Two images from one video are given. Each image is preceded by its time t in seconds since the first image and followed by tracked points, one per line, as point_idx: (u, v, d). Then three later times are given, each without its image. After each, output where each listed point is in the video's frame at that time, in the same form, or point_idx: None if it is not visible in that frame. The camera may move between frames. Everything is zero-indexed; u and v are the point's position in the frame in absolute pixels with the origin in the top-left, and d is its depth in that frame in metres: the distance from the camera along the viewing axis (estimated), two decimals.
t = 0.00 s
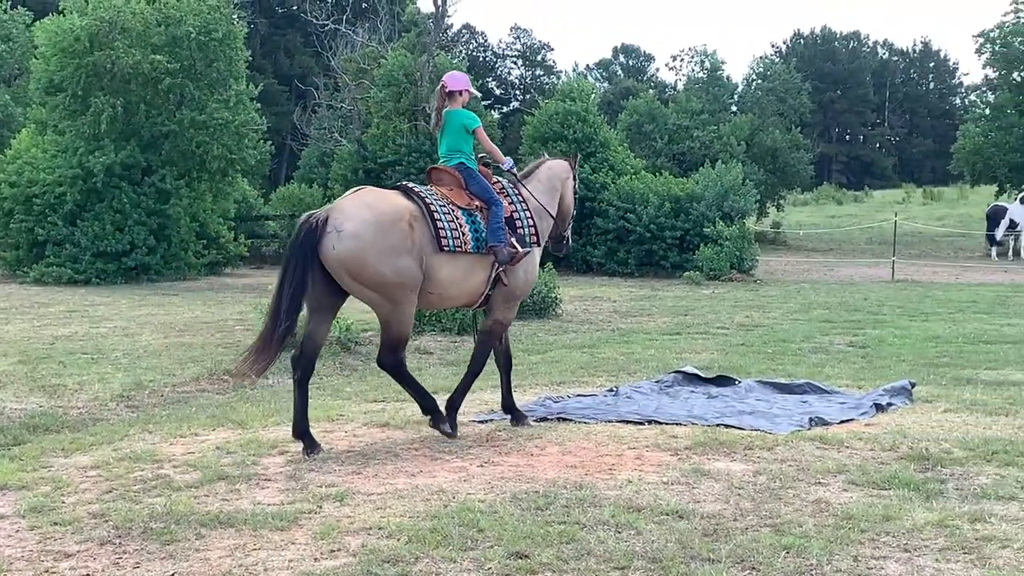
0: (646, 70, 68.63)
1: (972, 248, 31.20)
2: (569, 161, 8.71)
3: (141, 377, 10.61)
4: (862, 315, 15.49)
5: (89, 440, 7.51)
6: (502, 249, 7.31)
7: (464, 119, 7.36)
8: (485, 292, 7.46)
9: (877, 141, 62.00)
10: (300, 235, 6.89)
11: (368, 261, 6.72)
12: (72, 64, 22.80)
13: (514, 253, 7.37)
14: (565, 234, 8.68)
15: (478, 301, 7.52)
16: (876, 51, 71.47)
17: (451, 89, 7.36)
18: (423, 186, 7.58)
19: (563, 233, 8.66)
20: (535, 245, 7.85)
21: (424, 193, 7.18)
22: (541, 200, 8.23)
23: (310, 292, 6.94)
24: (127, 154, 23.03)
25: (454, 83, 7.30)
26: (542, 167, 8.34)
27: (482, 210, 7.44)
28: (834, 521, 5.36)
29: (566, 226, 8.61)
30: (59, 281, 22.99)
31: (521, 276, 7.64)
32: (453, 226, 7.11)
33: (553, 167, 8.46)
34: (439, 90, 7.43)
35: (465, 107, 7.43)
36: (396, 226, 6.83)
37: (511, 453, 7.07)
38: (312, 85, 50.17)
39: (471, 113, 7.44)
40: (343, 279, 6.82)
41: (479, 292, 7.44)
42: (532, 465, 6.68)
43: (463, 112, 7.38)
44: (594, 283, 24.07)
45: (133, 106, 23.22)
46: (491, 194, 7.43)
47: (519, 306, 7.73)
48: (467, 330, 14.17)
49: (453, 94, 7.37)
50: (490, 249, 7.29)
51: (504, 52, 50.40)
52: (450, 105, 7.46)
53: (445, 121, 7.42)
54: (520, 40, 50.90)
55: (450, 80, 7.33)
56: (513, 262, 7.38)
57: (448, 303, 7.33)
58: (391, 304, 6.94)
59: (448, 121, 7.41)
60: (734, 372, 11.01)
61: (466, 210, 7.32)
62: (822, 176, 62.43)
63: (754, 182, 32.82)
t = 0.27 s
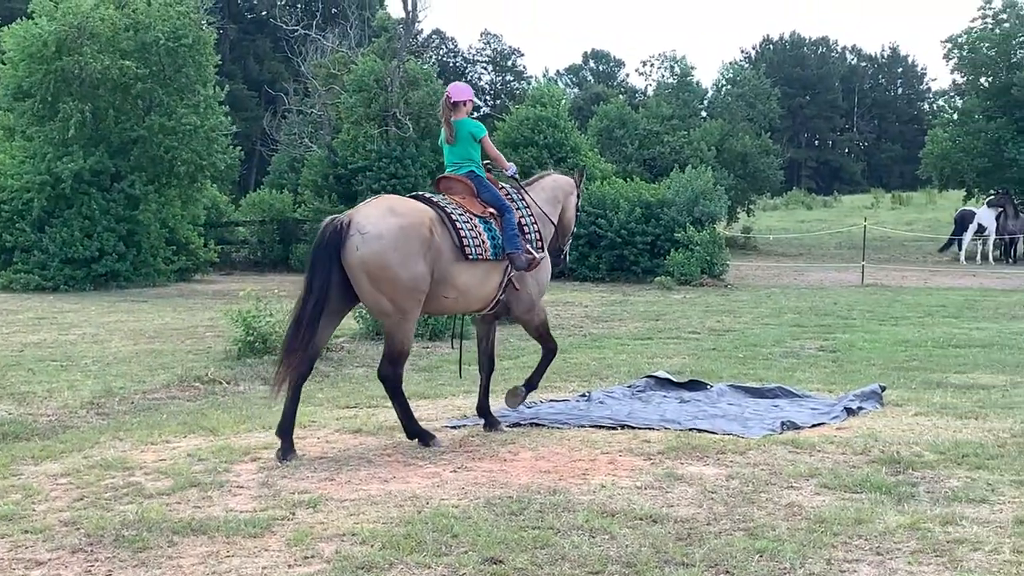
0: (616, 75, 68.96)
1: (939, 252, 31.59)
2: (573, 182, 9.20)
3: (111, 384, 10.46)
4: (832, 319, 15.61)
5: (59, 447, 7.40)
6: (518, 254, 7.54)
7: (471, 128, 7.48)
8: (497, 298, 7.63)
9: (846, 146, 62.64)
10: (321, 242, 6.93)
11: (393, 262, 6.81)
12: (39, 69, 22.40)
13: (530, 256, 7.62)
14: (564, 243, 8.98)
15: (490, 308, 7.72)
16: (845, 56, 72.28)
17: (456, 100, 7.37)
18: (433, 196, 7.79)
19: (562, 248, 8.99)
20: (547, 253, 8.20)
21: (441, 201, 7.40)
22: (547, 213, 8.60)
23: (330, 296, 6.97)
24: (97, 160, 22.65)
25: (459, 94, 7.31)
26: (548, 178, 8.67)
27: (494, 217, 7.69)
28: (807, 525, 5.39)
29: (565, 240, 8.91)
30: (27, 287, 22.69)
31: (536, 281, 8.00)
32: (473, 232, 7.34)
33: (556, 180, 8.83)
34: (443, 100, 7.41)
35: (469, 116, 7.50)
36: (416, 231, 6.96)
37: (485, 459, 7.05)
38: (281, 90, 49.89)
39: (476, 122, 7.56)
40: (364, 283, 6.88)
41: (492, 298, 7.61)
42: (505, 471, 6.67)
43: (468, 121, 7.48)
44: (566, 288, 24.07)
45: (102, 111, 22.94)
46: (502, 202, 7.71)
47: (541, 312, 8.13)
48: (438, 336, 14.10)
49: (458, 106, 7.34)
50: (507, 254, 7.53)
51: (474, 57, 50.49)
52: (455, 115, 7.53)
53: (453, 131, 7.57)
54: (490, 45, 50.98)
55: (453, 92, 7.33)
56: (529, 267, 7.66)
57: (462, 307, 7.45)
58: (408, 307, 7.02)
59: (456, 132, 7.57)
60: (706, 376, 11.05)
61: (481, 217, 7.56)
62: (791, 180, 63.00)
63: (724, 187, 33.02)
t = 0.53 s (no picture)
0: (590, 82, 69.27)
1: (911, 257, 31.95)
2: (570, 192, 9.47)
3: (85, 392, 10.33)
4: (806, 324, 15.73)
5: (32, 457, 7.29)
6: (529, 255, 7.67)
7: (481, 132, 7.74)
8: (507, 301, 7.70)
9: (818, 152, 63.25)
10: (341, 238, 7.09)
11: (409, 257, 6.92)
12: (11, 77, 22.25)
13: (541, 258, 7.74)
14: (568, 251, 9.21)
15: (497, 311, 7.76)
16: (816, 62, 73.05)
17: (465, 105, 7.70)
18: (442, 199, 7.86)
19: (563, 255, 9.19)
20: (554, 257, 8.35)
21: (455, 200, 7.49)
22: (549, 219, 8.82)
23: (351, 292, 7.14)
24: (69, 167, 22.48)
25: (468, 98, 7.65)
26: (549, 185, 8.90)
27: (504, 220, 7.80)
28: (784, 529, 5.41)
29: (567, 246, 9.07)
30: None
31: (545, 282, 8.15)
32: (487, 230, 7.43)
33: (555, 186, 9.05)
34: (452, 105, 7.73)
35: (478, 121, 7.80)
36: (431, 227, 7.05)
37: (461, 465, 7.03)
38: (254, 96, 49.69)
39: (485, 128, 7.82)
40: (378, 278, 6.98)
41: (503, 300, 7.69)
42: (481, 477, 6.66)
43: (478, 126, 7.76)
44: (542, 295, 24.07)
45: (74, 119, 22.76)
46: (512, 205, 7.84)
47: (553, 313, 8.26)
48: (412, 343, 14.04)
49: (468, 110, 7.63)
50: (517, 256, 7.64)
51: (448, 64, 50.62)
52: (464, 121, 7.83)
53: (464, 135, 7.77)
54: (463, 52, 51.05)
55: (463, 97, 7.67)
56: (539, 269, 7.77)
57: (475, 307, 7.51)
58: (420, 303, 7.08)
59: (466, 136, 7.78)
60: (681, 382, 11.09)
61: (492, 218, 7.66)
62: (764, 186, 63.54)
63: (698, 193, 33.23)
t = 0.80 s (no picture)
0: (563, 88, 69.55)
1: (882, 262, 32.30)
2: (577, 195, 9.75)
3: (57, 400, 10.21)
4: (779, 329, 15.85)
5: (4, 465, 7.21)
6: (539, 257, 7.99)
7: (492, 140, 8.05)
8: (516, 302, 7.98)
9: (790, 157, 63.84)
10: (350, 246, 7.24)
11: (418, 266, 7.09)
12: None
13: (550, 260, 8.07)
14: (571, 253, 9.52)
15: (506, 312, 8.04)
16: (788, 68, 73.73)
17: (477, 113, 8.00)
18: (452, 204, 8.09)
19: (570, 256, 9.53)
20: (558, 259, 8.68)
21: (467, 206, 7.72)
22: (554, 222, 9.14)
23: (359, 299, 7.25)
24: (41, 174, 22.29)
25: (481, 105, 7.95)
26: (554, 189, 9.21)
27: (513, 223, 8.10)
28: (758, 533, 5.45)
29: (571, 248, 9.42)
30: None
31: (549, 283, 8.57)
32: (501, 234, 7.72)
33: (561, 190, 9.33)
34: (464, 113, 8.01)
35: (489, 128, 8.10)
36: (440, 235, 7.22)
37: (436, 471, 7.02)
38: (227, 102, 49.47)
39: (495, 135, 8.12)
40: (386, 286, 7.12)
41: (513, 301, 7.98)
42: (456, 483, 6.65)
43: (489, 133, 8.06)
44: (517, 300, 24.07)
45: (45, 126, 22.56)
46: (521, 209, 8.15)
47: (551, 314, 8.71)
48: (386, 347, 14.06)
49: (478, 118, 7.92)
50: (528, 258, 7.96)
51: (422, 70, 50.71)
52: (473, 128, 8.11)
53: (474, 143, 8.07)
54: (437, 58, 51.10)
55: (476, 105, 7.96)
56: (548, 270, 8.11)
57: (485, 309, 7.75)
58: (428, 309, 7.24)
59: (478, 143, 8.10)
60: (656, 387, 11.13)
61: (504, 222, 7.96)
62: (737, 191, 64.05)
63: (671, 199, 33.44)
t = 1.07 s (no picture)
0: (535, 91, 69.70)
1: (853, 265, 32.61)
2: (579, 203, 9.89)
3: (26, 406, 10.05)
4: (752, 331, 15.95)
5: None
6: (540, 258, 8.11)
7: (493, 146, 7.98)
8: (520, 301, 8.17)
9: (762, 161, 64.33)
10: (350, 251, 7.34)
11: (417, 273, 7.20)
12: None
13: (550, 260, 8.18)
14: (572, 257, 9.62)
15: (510, 312, 8.22)
16: (759, 72, 74.34)
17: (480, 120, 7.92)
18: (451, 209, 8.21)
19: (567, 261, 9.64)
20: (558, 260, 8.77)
21: (465, 214, 7.81)
22: (553, 224, 9.23)
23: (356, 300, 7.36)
24: (9, 178, 22.03)
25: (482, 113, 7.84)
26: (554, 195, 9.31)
27: (513, 226, 8.21)
28: (731, 536, 5.46)
29: (571, 253, 9.53)
30: None
31: (550, 282, 8.64)
32: (501, 240, 7.82)
33: (563, 200, 9.43)
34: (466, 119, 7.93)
35: (491, 133, 8.03)
36: (442, 245, 7.34)
37: (409, 476, 6.97)
38: (197, 106, 49.14)
39: (496, 140, 8.06)
40: (383, 291, 7.22)
41: (517, 301, 8.16)
42: (430, 488, 6.60)
43: (490, 139, 7.99)
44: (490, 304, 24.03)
45: (13, 130, 22.29)
46: (520, 211, 8.24)
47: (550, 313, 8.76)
48: (359, 354, 13.81)
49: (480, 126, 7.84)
50: (529, 259, 8.08)
51: (393, 74, 50.66)
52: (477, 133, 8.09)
53: (476, 149, 8.08)
54: (409, 62, 51.03)
55: (478, 111, 7.86)
56: (548, 270, 8.22)
57: (485, 314, 7.92)
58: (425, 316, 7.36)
59: (479, 148, 8.04)
60: (628, 391, 11.14)
61: (503, 227, 8.05)
62: (709, 194, 64.48)
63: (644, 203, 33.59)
